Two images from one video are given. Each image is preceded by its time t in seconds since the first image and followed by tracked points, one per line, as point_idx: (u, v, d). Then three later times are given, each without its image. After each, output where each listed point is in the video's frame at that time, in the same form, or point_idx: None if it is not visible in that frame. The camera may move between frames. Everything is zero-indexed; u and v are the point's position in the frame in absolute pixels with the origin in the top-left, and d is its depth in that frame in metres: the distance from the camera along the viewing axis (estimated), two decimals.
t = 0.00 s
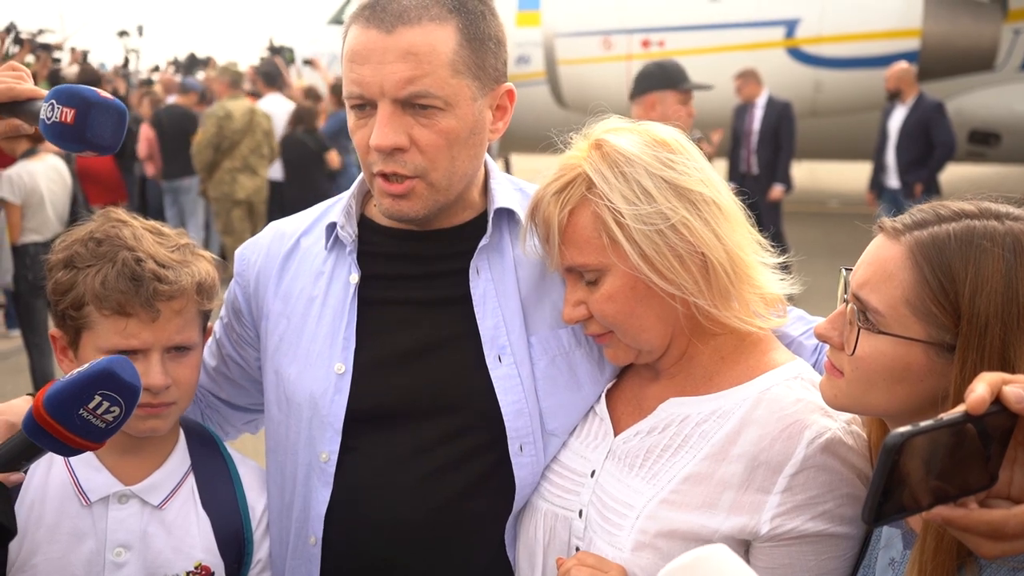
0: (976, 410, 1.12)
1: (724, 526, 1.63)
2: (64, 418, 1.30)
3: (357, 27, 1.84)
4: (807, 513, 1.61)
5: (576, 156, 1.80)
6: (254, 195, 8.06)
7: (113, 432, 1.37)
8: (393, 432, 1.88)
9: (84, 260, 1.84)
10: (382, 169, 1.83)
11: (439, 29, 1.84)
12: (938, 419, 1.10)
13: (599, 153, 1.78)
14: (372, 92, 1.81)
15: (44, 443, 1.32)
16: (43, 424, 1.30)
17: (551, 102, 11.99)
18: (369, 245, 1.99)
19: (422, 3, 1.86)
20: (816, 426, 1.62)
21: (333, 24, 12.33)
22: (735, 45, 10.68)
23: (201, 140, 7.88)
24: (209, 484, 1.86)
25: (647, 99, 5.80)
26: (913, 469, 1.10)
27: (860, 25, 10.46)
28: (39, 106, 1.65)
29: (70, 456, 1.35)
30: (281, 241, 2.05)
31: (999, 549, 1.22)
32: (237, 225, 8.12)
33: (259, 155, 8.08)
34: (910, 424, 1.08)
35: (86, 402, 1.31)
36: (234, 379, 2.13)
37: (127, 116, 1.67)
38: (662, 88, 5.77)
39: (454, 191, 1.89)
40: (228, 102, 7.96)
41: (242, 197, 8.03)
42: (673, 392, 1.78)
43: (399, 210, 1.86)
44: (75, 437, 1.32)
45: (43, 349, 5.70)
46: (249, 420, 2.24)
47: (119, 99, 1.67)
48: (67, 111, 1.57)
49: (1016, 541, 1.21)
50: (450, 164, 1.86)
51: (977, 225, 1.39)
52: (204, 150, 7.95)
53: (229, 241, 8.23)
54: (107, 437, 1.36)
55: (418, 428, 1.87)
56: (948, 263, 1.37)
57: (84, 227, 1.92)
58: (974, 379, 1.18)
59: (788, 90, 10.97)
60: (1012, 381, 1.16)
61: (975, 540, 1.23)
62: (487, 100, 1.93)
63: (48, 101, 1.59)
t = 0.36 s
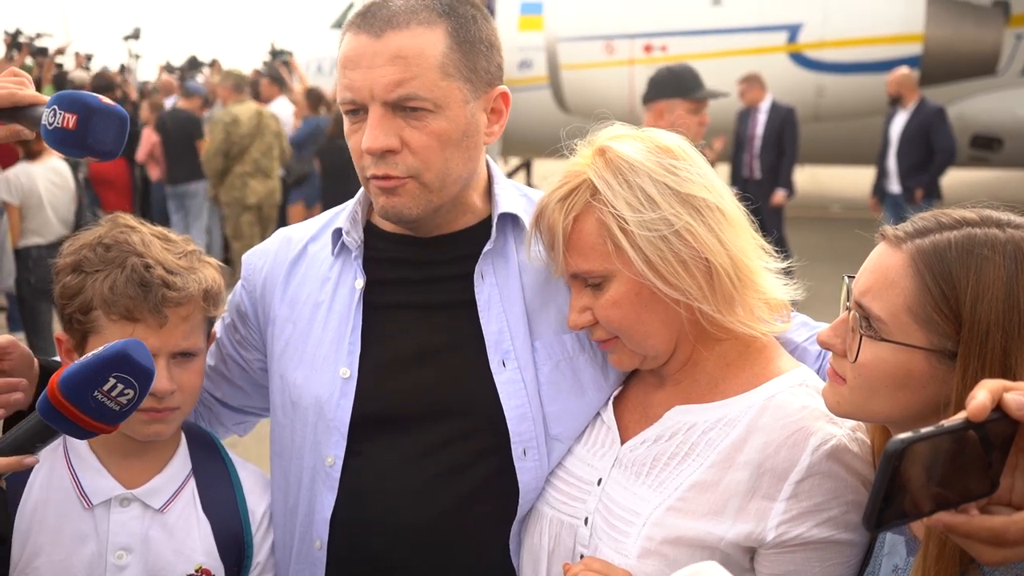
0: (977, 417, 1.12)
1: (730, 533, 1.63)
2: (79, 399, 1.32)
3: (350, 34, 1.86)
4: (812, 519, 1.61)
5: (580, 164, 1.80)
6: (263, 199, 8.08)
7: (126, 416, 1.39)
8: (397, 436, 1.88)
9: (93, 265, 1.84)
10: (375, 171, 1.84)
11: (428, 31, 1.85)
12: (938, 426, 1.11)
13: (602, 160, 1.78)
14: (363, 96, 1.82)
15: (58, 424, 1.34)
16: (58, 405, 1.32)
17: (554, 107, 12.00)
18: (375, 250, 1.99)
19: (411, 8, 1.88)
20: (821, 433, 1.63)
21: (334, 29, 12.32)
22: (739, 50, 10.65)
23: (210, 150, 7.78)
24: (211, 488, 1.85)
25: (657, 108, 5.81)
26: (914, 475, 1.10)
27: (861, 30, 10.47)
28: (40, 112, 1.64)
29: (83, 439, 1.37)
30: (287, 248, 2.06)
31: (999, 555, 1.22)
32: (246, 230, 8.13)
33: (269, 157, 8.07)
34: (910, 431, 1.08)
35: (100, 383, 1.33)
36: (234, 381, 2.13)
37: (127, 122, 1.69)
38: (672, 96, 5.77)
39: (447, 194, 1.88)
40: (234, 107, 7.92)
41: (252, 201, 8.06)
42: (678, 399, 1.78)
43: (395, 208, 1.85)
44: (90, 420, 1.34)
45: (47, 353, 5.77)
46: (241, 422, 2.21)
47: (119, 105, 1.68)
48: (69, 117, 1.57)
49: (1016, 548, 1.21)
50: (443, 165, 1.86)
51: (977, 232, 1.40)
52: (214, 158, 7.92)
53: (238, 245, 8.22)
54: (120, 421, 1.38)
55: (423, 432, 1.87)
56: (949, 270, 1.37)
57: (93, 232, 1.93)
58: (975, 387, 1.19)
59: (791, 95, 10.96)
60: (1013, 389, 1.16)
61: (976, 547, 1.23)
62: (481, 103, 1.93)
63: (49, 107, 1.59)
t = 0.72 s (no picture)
0: (980, 422, 1.12)
1: (736, 538, 1.63)
2: (84, 433, 1.31)
3: (363, 40, 1.86)
4: (817, 524, 1.61)
5: (586, 168, 1.81)
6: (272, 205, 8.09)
7: (136, 445, 1.38)
8: (404, 440, 1.89)
9: (98, 271, 1.85)
10: (390, 176, 1.84)
11: (442, 38, 1.86)
12: (941, 431, 1.11)
13: (608, 163, 1.79)
14: (378, 101, 1.82)
15: (64, 451, 1.33)
16: (63, 437, 1.32)
17: (556, 112, 12.00)
18: (385, 255, 2.00)
19: (426, 15, 1.89)
20: (826, 438, 1.63)
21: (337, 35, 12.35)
22: (741, 55, 10.68)
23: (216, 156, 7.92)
24: (215, 495, 1.85)
25: (673, 113, 5.76)
26: (916, 479, 1.10)
27: (862, 37, 10.48)
28: (42, 114, 1.65)
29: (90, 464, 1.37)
30: (294, 252, 2.06)
31: (1003, 560, 1.22)
32: (252, 235, 8.12)
33: (280, 164, 8.10)
34: (914, 436, 1.08)
35: (106, 420, 1.31)
36: (242, 386, 2.13)
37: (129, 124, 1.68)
38: (690, 101, 5.75)
39: (460, 201, 1.90)
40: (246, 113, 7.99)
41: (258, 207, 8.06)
42: (684, 404, 1.78)
43: (408, 215, 1.86)
44: (97, 451, 1.33)
45: (52, 358, 5.67)
46: (249, 426, 2.23)
47: (121, 107, 1.68)
48: (71, 119, 1.58)
49: (1019, 554, 1.21)
50: (456, 172, 1.87)
51: (976, 238, 1.40)
52: (224, 164, 8.00)
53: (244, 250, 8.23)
54: (128, 451, 1.37)
55: (432, 438, 1.87)
56: (947, 278, 1.37)
57: (98, 239, 1.93)
58: (978, 394, 1.19)
59: (793, 101, 10.98)
60: (1016, 395, 1.16)
61: (978, 552, 1.23)
62: (494, 108, 1.93)
63: (51, 109, 1.60)
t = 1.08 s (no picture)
0: (965, 429, 1.13)
1: (730, 540, 1.63)
2: (58, 450, 1.30)
3: (381, 53, 1.86)
4: (810, 527, 1.61)
5: (584, 169, 1.81)
6: (279, 208, 8.10)
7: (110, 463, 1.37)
8: (401, 444, 1.89)
9: (94, 277, 1.85)
10: (402, 196, 1.85)
11: (463, 59, 1.86)
12: (927, 438, 1.12)
13: (607, 166, 1.79)
14: (395, 120, 1.82)
15: (38, 468, 1.33)
16: (37, 452, 1.31)
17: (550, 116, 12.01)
18: (382, 259, 2.00)
19: (447, 34, 1.89)
20: (820, 441, 1.63)
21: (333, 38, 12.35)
22: (736, 59, 10.72)
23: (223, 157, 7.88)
24: (214, 502, 1.85)
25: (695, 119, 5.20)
26: (903, 485, 1.11)
27: (856, 41, 10.50)
28: (35, 117, 1.65)
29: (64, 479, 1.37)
30: (291, 254, 2.06)
31: (990, 565, 1.23)
32: (254, 237, 8.12)
33: (284, 168, 8.11)
34: (900, 443, 1.09)
35: (79, 438, 1.31)
36: (242, 391, 2.13)
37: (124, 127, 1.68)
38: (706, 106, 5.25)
39: (468, 218, 1.91)
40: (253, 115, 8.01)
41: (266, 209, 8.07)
42: (679, 407, 1.79)
43: (417, 236, 1.87)
44: (72, 468, 1.33)
45: (47, 361, 5.66)
46: (254, 431, 2.23)
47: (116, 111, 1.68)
48: (64, 121, 1.58)
49: (1007, 557, 1.22)
50: (466, 192, 1.88)
51: (957, 247, 1.41)
52: (228, 164, 7.99)
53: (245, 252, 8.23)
54: (103, 467, 1.37)
55: (429, 442, 1.88)
56: (931, 287, 1.38)
57: (95, 245, 1.94)
58: (964, 399, 1.19)
59: (787, 105, 11.00)
60: (1002, 401, 1.17)
61: (965, 557, 1.24)
62: (505, 129, 1.94)
63: (45, 111, 1.61)
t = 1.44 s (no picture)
0: (958, 430, 1.14)
1: (724, 540, 1.64)
2: (69, 479, 1.31)
3: (382, 62, 1.87)
4: (803, 528, 1.63)
5: (583, 176, 1.82)
6: (282, 210, 8.05)
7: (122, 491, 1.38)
8: (398, 444, 1.90)
9: (101, 282, 1.88)
10: (401, 203, 1.87)
11: (465, 71, 1.87)
12: (920, 438, 1.13)
13: (606, 173, 1.80)
14: (396, 129, 1.83)
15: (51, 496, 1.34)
16: (48, 482, 1.31)
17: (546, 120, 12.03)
18: (379, 261, 2.01)
19: (449, 45, 1.90)
20: (814, 442, 1.65)
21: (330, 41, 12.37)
22: (732, 64, 10.78)
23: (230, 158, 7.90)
24: (215, 502, 1.86)
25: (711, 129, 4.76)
26: (896, 484, 1.12)
27: (852, 46, 10.53)
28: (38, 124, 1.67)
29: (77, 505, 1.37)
30: (289, 257, 2.07)
31: (981, 564, 1.24)
32: (264, 240, 8.13)
33: (291, 169, 8.13)
34: (893, 442, 1.11)
35: (90, 468, 1.31)
36: (232, 387, 2.12)
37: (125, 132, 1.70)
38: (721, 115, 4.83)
39: (465, 223, 1.94)
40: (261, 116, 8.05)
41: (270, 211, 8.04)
42: (675, 410, 1.80)
43: (416, 240, 1.91)
44: (82, 497, 1.33)
45: (43, 365, 5.74)
46: (242, 428, 2.23)
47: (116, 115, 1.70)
48: (68, 127, 1.59)
49: (999, 557, 1.23)
50: (466, 200, 1.90)
51: (960, 250, 1.42)
52: (236, 165, 8.00)
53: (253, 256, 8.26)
54: (115, 496, 1.37)
55: (425, 441, 1.89)
56: (932, 288, 1.39)
57: (102, 249, 1.96)
58: (958, 400, 1.20)
59: (783, 110, 11.03)
60: (995, 403, 1.18)
61: (957, 556, 1.25)
62: (503, 138, 1.95)
63: (47, 118, 1.62)
